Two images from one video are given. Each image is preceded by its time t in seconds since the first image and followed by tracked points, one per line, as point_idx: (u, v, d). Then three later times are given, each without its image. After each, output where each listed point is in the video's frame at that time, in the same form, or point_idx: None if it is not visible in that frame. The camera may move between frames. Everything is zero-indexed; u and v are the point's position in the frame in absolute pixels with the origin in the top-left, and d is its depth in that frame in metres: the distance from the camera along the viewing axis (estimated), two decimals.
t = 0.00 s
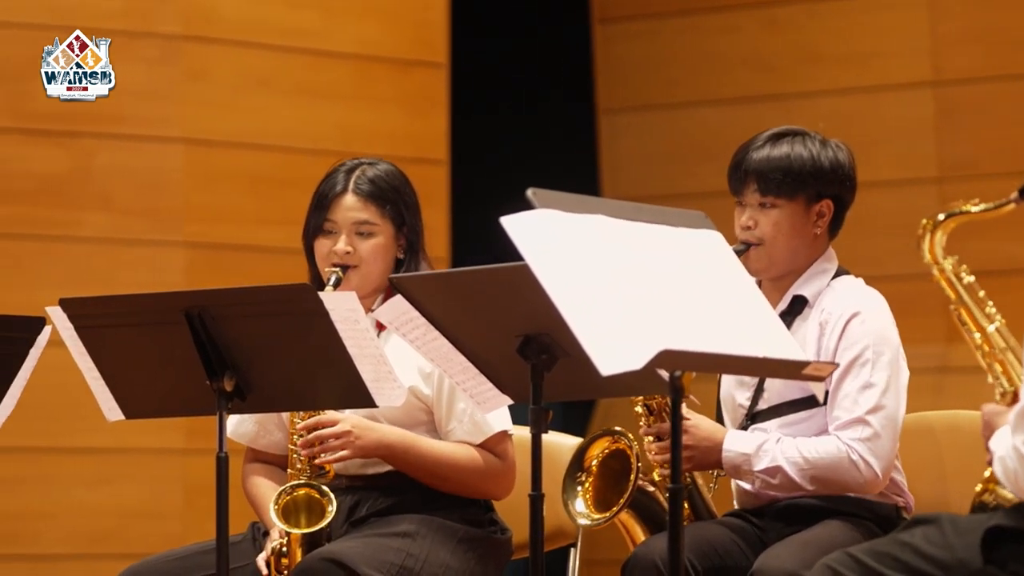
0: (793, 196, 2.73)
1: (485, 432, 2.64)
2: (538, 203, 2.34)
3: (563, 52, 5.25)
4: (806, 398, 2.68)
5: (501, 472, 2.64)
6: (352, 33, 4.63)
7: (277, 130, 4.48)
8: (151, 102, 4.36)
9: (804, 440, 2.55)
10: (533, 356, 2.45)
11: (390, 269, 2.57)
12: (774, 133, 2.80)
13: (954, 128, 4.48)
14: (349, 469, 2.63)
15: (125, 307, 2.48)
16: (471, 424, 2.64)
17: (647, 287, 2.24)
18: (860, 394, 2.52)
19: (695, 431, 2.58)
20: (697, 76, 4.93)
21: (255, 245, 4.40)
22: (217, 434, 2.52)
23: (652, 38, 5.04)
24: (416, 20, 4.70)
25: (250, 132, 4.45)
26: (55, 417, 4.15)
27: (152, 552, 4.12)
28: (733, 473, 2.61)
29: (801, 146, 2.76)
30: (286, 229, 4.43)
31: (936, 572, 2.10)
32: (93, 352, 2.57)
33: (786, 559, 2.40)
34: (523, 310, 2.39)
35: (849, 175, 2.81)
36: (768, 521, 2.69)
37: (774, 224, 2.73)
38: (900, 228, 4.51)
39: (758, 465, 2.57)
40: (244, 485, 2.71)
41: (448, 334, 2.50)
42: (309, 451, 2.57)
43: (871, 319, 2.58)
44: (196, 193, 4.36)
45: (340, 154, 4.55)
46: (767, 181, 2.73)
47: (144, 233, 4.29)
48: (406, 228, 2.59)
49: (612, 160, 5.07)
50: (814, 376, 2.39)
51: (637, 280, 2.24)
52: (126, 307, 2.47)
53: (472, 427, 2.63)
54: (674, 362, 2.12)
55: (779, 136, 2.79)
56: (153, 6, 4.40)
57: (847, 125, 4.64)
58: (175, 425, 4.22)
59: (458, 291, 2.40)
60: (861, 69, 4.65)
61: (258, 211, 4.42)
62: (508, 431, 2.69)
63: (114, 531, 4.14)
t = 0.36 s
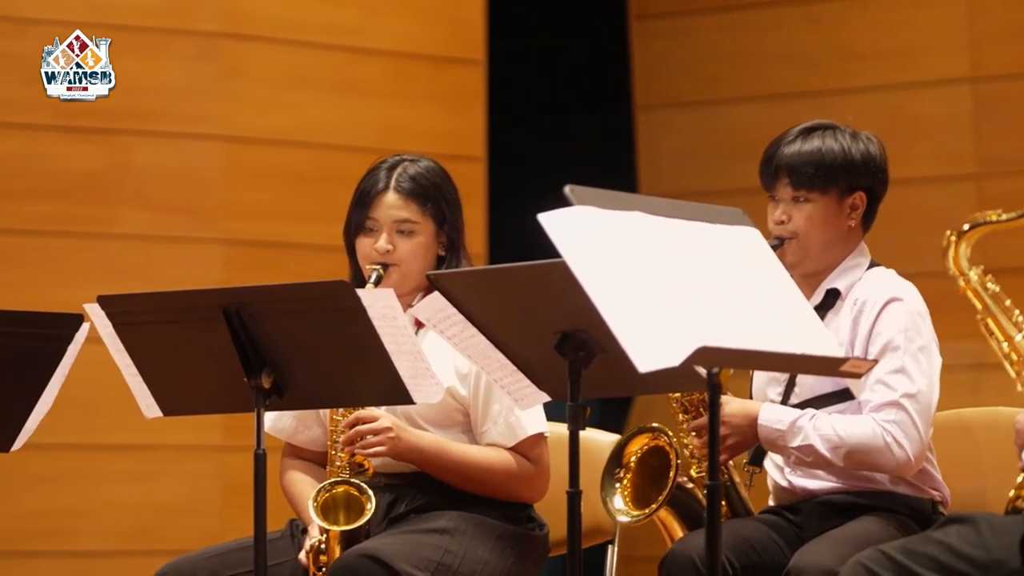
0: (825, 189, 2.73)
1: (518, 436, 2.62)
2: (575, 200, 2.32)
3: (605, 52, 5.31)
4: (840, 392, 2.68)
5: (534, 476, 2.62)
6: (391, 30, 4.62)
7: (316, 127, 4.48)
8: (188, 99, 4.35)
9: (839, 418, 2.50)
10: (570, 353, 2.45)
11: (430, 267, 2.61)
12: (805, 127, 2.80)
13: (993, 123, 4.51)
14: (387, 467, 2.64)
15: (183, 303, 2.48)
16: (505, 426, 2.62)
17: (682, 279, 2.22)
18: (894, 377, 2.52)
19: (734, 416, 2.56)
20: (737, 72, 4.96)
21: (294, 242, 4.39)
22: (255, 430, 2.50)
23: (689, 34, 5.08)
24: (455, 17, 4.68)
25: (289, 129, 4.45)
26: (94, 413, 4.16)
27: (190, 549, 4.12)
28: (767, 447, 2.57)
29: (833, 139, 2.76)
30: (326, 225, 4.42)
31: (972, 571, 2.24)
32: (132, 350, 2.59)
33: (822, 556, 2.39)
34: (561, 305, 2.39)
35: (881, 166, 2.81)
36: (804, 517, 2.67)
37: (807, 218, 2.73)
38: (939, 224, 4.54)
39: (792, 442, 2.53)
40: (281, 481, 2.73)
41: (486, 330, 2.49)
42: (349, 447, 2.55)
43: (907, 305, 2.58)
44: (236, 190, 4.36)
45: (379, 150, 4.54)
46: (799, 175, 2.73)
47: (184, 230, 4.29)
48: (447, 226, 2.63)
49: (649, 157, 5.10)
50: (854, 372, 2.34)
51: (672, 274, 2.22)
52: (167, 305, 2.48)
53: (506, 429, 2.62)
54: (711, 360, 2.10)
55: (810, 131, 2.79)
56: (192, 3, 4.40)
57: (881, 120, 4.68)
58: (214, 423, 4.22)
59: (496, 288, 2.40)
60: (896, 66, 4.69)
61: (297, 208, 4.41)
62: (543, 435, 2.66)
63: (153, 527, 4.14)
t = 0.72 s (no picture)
0: (869, 187, 2.72)
1: (557, 434, 2.61)
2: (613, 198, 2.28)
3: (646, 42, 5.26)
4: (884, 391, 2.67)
5: (572, 475, 2.61)
6: (429, 27, 4.61)
7: (354, 125, 4.49)
8: (226, 97, 4.36)
9: (880, 423, 2.51)
10: (610, 350, 2.45)
11: (469, 264, 2.63)
12: (849, 124, 2.79)
13: None
14: (425, 464, 2.64)
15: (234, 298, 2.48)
16: (543, 424, 2.61)
17: (715, 275, 2.19)
18: (935, 381, 2.50)
19: (774, 417, 2.57)
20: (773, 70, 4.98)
21: (332, 239, 4.40)
22: (295, 427, 2.50)
23: (728, 32, 5.09)
24: (492, 14, 4.68)
25: (327, 127, 4.46)
26: (132, 411, 4.17)
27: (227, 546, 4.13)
28: (809, 455, 2.58)
29: (876, 135, 2.74)
30: (363, 223, 4.44)
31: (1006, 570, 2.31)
32: (172, 347, 2.58)
33: (863, 553, 2.38)
34: (601, 303, 2.39)
35: (924, 164, 2.78)
36: (845, 514, 2.66)
37: (851, 216, 2.71)
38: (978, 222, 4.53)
39: (834, 448, 2.54)
40: (320, 477, 2.73)
41: (526, 330, 2.50)
42: (388, 444, 2.55)
43: (949, 307, 2.56)
44: (274, 187, 4.37)
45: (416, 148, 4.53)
46: (842, 173, 2.71)
47: (223, 228, 4.30)
48: (486, 222, 2.65)
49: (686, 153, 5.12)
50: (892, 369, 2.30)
51: (708, 272, 2.19)
52: (208, 302, 2.48)
53: (544, 427, 2.61)
54: (748, 356, 2.08)
55: (854, 128, 2.78)
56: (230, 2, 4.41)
57: (920, 118, 4.66)
58: (252, 420, 4.23)
59: (535, 285, 2.40)
60: (935, 64, 4.67)
61: (335, 206, 4.42)
62: (580, 433, 2.65)
63: (190, 524, 4.15)
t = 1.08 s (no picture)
0: (915, 186, 2.70)
1: (599, 430, 2.61)
2: (657, 195, 2.27)
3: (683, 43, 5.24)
4: (929, 390, 2.66)
5: (615, 470, 2.61)
6: (471, 24, 4.60)
7: (395, 123, 4.48)
8: (269, 96, 4.35)
9: (928, 424, 2.50)
10: (652, 348, 2.44)
11: (510, 260, 2.63)
12: (896, 123, 2.78)
13: None
14: (467, 460, 2.65)
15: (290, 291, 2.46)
16: (586, 420, 2.61)
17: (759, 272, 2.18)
18: (984, 383, 2.50)
19: (818, 418, 2.55)
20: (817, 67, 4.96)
21: (374, 237, 4.41)
22: (338, 424, 2.49)
23: (773, 28, 5.07)
24: (535, 12, 4.68)
25: (368, 124, 4.45)
26: (175, 409, 4.16)
27: (271, 544, 4.14)
28: (854, 456, 2.55)
29: (922, 134, 2.73)
30: (403, 221, 4.44)
31: None
32: (214, 344, 2.58)
33: (905, 551, 2.37)
34: (644, 300, 2.38)
35: (969, 163, 2.77)
36: (888, 513, 2.65)
37: (896, 217, 2.70)
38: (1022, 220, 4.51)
39: (880, 448, 2.52)
40: (362, 475, 2.74)
41: (569, 328, 2.50)
42: (429, 440, 2.56)
43: (1000, 308, 2.56)
44: (316, 185, 4.37)
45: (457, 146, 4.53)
46: (888, 172, 2.70)
47: (265, 225, 4.30)
48: (527, 218, 2.65)
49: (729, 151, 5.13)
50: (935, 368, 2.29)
51: (752, 270, 2.18)
52: (250, 300, 2.47)
53: (587, 423, 2.61)
54: (790, 353, 2.07)
55: (900, 127, 2.77)
56: None
57: (964, 116, 4.64)
58: (293, 418, 4.23)
59: (578, 283, 2.39)
60: (979, 59, 4.64)
61: (376, 204, 4.42)
62: (622, 428, 2.65)
63: (233, 522, 4.17)
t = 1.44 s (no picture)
0: (959, 182, 2.69)
1: (643, 424, 2.61)
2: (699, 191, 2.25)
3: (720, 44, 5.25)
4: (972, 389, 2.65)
5: (658, 465, 2.61)
6: (513, 21, 4.62)
7: (438, 120, 4.50)
8: (311, 93, 4.37)
9: (970, 425, 2.49)
10: (695, 344, 2.43)
11: (552, 256, 2.63)
12: (939, 119, 2.76)
13: None
14: (510, 456, 2.65)
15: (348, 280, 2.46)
16: (629, 415, 2.61)
17: (799, 268, 2.16)
18: None
19: (863, 417, 2.53)
20: (860, 63, 4.95)
21: (416, 233, 4.43)
22: (380, 421, 2.50)
23: (814, 27, 5.08)
24: (576, 8, 4.69)
25: (410, 121, 4.47)
26: (219, 405, 4.18)
27: (314, 540, 4.16)
28: (897, 457, 2.55)
29: (966, 131, 2.72)
30: (445, 218, 4.46)
31: None
32: (260, 339, 2.58)
33: (949, 548, 2.36)
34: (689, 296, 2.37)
35: (1015, 159, 2.76)
36: (932, 510, 2.63)
37: (939, 213, 2.69)
38: None
39: (923, 450, 2.51)
40: (405, 471, 2.77)
41: (612, 325, 2.50)
42: (473, 435, 2.58)
43: None
44: (358, 182, 4.39)
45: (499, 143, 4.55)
46: (932, 168, 2.69)
47: (309, 221, 4.32)
48: (569, 214, 2.65)
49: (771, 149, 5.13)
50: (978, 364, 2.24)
51: (795, 267, 2.15)
52: (293, 296, 2.47)
53: (631, 418, 2.61)
54: (834, 350, 2.04)
55: (944, 122, 2.75)
56: None
57: (1009, 112, 4.58)
58: (336, 414, 4.25)
59: (620, 279, 2.39)
60: None
61: (418, 201, 4.44)
62: (665, 423, 2.65)
63: (276, 518, 4.19)
